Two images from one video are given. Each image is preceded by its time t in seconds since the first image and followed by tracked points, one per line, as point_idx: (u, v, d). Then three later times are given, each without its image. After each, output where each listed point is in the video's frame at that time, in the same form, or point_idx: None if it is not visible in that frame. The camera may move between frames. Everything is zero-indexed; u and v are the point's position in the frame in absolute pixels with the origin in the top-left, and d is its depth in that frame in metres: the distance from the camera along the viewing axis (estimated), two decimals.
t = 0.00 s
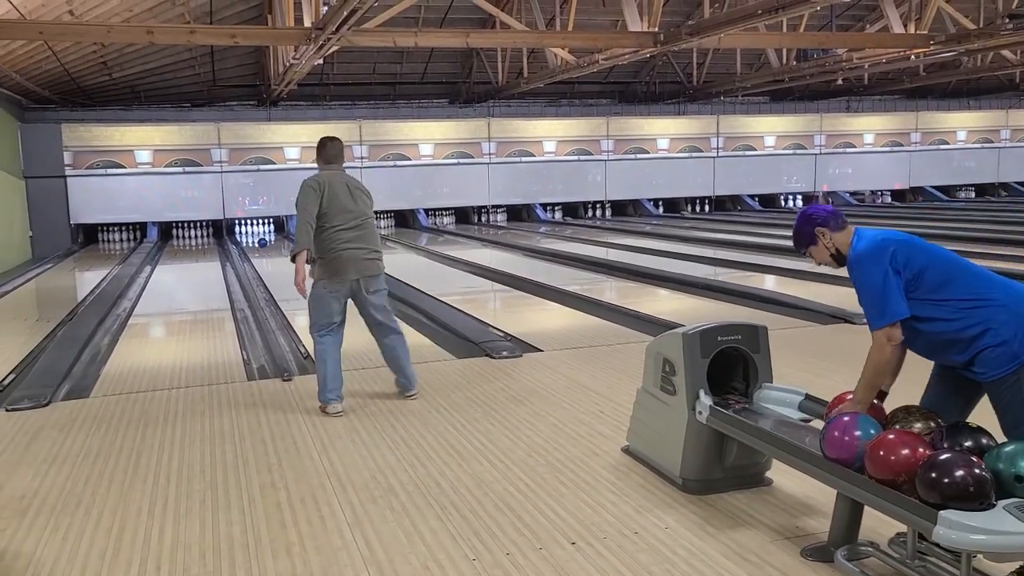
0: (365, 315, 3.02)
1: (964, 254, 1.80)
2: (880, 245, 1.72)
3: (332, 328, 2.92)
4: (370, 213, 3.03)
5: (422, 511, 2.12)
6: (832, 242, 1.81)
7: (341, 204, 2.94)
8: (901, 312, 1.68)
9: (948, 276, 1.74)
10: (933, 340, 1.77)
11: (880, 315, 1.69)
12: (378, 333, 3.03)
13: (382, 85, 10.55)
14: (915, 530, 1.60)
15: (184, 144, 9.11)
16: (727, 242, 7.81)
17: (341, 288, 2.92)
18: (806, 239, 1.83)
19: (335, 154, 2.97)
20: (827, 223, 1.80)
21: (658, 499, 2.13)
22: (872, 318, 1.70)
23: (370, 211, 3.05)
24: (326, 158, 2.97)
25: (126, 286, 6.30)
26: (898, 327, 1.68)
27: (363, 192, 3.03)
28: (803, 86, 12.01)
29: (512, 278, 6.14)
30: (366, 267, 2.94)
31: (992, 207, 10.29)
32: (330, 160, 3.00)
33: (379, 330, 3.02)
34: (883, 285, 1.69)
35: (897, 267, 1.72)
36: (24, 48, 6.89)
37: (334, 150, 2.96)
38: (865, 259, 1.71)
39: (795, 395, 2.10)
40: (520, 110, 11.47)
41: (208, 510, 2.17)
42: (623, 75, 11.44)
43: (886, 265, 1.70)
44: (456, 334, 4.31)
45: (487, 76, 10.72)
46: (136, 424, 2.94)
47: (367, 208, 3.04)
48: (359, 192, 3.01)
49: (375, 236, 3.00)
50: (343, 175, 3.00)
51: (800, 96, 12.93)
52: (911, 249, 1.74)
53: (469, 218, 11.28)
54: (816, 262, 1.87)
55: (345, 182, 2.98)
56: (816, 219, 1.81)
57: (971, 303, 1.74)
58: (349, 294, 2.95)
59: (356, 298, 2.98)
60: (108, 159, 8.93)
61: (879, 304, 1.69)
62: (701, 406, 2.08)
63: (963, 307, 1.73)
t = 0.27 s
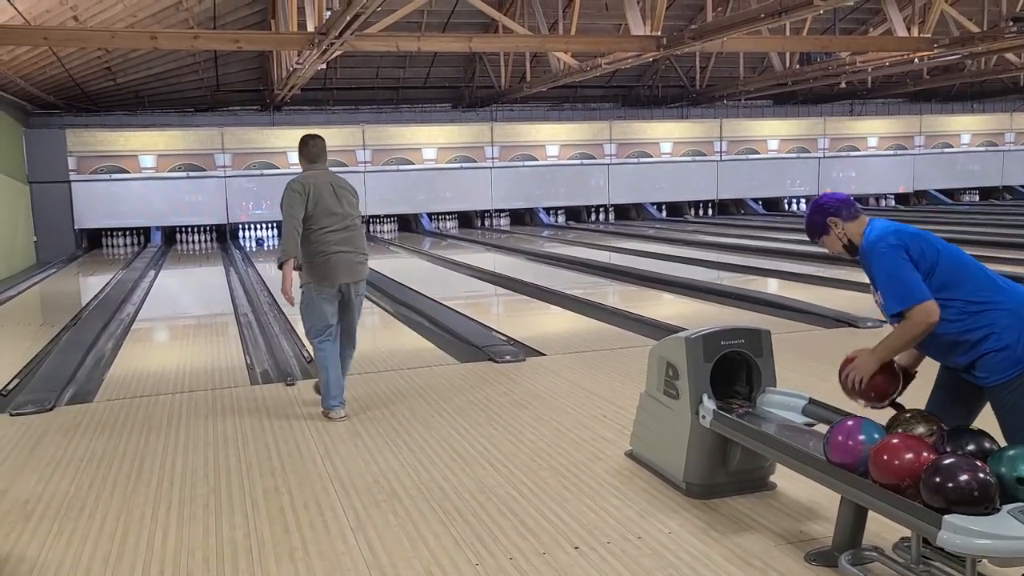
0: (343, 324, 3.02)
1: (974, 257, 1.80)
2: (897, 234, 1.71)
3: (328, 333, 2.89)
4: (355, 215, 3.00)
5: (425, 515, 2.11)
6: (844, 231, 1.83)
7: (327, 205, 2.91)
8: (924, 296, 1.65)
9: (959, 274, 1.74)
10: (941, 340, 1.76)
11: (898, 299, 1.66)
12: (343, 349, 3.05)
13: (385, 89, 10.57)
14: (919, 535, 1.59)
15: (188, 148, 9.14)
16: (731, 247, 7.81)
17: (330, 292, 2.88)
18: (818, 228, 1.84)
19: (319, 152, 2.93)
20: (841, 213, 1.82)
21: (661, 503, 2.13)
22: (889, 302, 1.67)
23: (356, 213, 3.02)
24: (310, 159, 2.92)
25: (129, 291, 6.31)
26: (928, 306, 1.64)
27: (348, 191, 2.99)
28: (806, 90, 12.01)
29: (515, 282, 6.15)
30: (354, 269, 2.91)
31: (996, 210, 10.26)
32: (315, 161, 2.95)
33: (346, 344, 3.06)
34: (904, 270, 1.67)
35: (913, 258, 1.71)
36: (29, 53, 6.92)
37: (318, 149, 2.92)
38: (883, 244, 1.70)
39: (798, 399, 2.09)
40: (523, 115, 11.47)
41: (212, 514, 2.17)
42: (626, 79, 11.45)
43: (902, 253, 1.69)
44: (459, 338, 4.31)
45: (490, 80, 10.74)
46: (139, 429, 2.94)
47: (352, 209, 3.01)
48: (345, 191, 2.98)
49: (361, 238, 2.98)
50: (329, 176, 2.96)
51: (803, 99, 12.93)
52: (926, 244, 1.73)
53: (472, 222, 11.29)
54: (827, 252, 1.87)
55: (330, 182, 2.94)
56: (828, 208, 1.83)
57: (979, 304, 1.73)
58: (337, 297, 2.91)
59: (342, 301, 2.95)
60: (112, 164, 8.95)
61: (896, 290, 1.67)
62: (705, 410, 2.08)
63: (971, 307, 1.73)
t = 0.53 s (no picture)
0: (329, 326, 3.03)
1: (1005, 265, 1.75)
2: (938, 218, 1.66)
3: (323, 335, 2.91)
4: (346, 224, 2.99)
5: (430, 517, 2.12)
6: (886, 202, 1.76)
7: (318, 213, 2.91)
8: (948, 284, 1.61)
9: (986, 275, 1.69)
10: (952, 334, 1.72)
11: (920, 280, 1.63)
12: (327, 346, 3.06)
13: (391, 92, 10.60)
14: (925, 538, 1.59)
15: (194, 151, 9.18)
16: (736, 249, 7.80)
17: (316, 300, 2.90)
18: (862, 191, 1.77)
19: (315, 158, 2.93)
20: (889, 182, 1.75)
21: (666, 506, 2.13)
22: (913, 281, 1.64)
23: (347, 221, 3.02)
24: (304, 165, 2.92)
25: (136, 293, 6.34)
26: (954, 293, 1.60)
27: (342, 199, 2.99)
28: (812, 92, 12.00)
29: (520, 284, 6.15)
30: (341, 278, 2.91)
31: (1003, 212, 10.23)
32: (309, 168, 2.95)
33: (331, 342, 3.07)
34: (935, 254, 1.62)
35: (946, 246, 1.66)
36: (35, 57, 6.95)
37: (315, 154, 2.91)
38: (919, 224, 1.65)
39: (804, 402, 2.09)
40: (528, 117, 11.49)
41: (217, 516, 2.18)
42: (631, 81, 11.47)
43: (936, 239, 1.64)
44: (464, 340, 4.31)
45: (495, 83, 10.76)
46: (146, 431, 2.96)
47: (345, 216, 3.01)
48: (338, 199, 2.98)
49: (349, 248, 2.98)
50: (323, 185, 2.96)
51: (809, 101, 12.92)
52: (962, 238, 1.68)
53: (477, 224, 11.30)
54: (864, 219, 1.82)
55: (323, 190, 2.94)
56: (876, 175, 1.75)
57: (998, 308, 1.69)
58: (323, 306, 2.93)
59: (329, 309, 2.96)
60: (118, 167, 9.00)
61: (921, 271, 1.62)
62: (710, 412, 2.08)
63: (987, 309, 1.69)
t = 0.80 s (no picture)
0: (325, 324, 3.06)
1: None
2: (994, 208, 1.55)
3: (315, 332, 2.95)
4: (334, 227, 3.02)
5: (436, 520, 2.13)
6: (961, 174, 1.66)
7: (305, 217, 2.94)
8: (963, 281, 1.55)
9: None
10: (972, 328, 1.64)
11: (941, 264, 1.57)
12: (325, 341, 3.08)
13: (396, 95, 10.62)
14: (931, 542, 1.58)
15: (200, 155, 9.21)
16: (741, 252, 7.79)
17: (304, 303, 2.94)
18: (941, 157, 1.67)
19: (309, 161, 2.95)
20: (971, 152, 1.63)
21: (672, 509, 2.12)
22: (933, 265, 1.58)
23: (337, 225, 3.04)
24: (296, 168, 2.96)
25: (142, 296, 6.37)
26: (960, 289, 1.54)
27: (332, 202, 3.01)
28: (817, 95, 11.99)
29: (526, 287, 6.16)
30: (328, 283, 2.95)
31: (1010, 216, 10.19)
32: (301, 170, 2.98)
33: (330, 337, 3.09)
34: (965, 243, 1.55)
35: (995, 237, 1.55)
36: (43, 61, 6.99)
37: (307, 157, 2.94)
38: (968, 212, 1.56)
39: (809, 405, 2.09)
40: (533, 121, 11.50)
41: (222, 519, 2.19)
42: (636, 85, 11.47)
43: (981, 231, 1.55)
44: (470, 343, 4.31)
45: (500, 87, 10.78)
46: (152, 433, 2.97)
47: (335, 220, 3.03)
48: (328, 203, 2.99)
49: (336, 251, 3.00)
50: (313, 188, 2.99)
51: (814, 105, 12.91)
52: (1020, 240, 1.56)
53: (483, 227, 11.32)
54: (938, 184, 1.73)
55: (313, 193, 2.96)
56: (960, 142, 1.64)
57: None
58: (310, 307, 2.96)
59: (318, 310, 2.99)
60: (125, 171, 9.04)
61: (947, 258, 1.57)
62: (715, 416, 2.08)
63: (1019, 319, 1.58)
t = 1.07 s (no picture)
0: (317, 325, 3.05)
1: None
2: None
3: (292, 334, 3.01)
4: (326, 229, 3.03)
5: (439, 521, 2.13)
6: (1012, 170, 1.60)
7: (295, 218, 2.96)
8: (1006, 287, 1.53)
9: None
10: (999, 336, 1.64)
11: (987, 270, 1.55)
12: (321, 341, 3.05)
13: (400, 98, 10.64)
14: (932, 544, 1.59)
15: (204, 157, 9.24)
16: (745, 254, 7.79)
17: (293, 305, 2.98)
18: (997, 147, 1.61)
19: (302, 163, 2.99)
20: None
21: (675, 511, 2.13)
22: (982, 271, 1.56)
23: (329, 226, 3.05)
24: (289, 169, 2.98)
25: (146, 298, 6.39)
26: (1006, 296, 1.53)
27: (325, 204, 3.03)
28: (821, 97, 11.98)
29: (529, 289, 6.17)
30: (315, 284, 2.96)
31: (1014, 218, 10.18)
32: (294, 171, 3.00)
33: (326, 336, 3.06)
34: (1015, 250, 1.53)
35: None
36: (47, 64, 7.02)
37: (300, 158, 2.98)
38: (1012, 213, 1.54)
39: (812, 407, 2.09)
40: (537, 122, 11.51)
41: (226, 520, 2.20)
42: (640, 86, 11.48)
43: None
44: (473, 345, 4.32)
45: (504, 89, 10.80)
46: (157, 435, 2.98)
47: (328, 222, 3.04)
48: (319, 204, 3.01)
49: (328, 254, 3.03)
50: (305, 190, 3.00)
51: (818, 107, 12.90)
52: None
53: (486, 229, 11.33)
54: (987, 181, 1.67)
55: (305, 194, 2.98)
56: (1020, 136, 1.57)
57: None
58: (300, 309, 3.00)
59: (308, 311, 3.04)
60: (129, 173, 9.07)
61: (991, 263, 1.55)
62: (718, 417, 2.08)
63: None
